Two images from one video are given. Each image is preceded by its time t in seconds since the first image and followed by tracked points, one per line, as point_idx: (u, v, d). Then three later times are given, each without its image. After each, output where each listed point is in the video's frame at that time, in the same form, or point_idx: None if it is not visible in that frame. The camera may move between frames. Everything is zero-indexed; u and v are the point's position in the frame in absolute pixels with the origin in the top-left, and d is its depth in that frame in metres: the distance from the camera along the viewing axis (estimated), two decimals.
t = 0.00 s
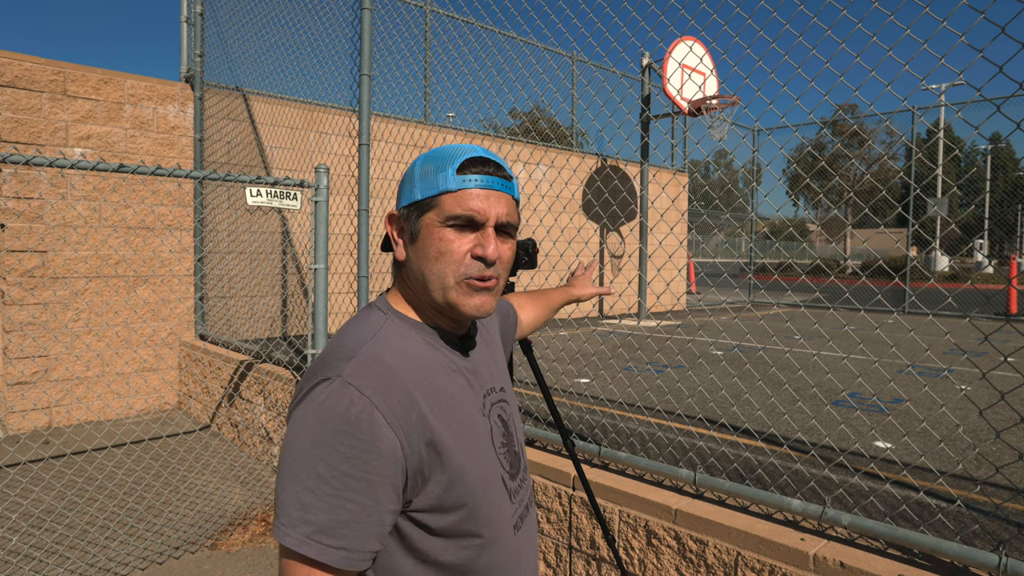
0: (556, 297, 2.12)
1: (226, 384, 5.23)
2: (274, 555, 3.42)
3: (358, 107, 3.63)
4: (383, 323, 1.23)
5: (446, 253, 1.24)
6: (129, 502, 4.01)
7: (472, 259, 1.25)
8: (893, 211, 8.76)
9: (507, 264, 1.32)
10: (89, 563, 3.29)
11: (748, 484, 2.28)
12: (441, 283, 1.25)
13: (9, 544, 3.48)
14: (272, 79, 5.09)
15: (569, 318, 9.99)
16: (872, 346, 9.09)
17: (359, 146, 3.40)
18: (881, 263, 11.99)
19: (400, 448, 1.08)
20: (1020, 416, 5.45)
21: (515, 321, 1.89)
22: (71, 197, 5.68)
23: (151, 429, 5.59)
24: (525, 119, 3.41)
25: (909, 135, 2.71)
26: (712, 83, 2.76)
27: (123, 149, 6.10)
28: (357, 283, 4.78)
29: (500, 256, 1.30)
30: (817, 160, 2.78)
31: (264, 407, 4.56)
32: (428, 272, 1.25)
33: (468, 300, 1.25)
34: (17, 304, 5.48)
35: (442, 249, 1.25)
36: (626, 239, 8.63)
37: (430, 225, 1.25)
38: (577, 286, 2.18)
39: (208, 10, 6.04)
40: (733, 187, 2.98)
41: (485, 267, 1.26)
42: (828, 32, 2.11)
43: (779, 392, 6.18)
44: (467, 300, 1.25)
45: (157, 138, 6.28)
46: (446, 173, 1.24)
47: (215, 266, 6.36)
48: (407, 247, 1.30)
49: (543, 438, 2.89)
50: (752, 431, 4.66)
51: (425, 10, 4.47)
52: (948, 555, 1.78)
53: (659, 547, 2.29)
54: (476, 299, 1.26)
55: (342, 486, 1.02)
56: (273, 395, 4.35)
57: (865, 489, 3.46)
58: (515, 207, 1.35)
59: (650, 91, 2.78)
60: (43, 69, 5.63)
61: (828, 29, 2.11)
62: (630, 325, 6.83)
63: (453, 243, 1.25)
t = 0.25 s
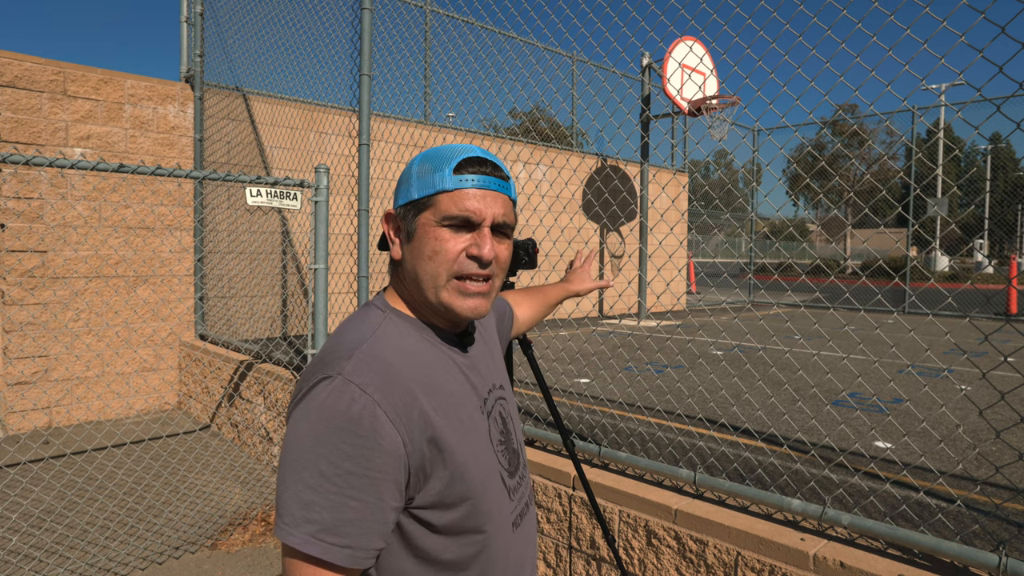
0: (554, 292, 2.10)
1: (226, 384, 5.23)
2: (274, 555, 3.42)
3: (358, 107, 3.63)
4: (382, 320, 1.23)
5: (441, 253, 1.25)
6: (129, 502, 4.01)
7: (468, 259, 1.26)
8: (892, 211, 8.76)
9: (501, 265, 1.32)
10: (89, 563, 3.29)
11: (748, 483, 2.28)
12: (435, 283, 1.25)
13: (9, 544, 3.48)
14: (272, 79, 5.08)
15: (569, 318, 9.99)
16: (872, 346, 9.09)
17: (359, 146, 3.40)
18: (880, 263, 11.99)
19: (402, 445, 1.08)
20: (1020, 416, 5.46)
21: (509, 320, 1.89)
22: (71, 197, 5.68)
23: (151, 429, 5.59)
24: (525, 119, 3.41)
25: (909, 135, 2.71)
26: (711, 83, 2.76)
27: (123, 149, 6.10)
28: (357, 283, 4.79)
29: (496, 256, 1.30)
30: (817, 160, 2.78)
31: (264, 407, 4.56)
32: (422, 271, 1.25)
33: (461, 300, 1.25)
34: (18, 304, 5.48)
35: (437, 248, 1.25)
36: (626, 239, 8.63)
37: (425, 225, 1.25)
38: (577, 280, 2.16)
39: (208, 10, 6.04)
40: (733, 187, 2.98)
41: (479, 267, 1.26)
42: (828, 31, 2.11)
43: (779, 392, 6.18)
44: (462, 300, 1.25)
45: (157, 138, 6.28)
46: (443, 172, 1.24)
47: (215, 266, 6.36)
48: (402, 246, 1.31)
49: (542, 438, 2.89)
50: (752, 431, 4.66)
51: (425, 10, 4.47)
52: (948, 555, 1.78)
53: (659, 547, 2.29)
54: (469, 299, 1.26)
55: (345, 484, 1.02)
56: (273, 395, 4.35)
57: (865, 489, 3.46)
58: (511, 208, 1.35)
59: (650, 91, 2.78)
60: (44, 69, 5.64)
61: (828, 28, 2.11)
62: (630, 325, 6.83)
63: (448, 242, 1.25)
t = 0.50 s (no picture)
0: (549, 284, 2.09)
1: (226, 384, 5.23)
2: (274, 555, 3.42)
3: (358, 107, 3.63)
4: (384, 319, 1.23)
5: (443, 253, 1.25)
6: (129, 502, 4.01)
7: (470, 259, 1.26)
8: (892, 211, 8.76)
9: (503, 265, 1.32)
10: (89, 563, 3.29)
11: (748, 484, 2.28)
12: (437, 283, 1.25)
13: (9, 544, 3.48)
14: (272, 79, 5.08)
15: (569, 318, 9.99)
16: (872, 346, 9.09)
17: (359, 146, 3.40)
18: (880, 263, 12.00)
19: (407, 442, 1.08)
20: (1020, 416, 5.46)
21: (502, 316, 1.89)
22: (71, 197, 5.68)
23: (151, 429, 5.59)
24: (525, 119, 3.41)
25: (909, 135, 2.71)
26: (712, 83, 2.76)
27: (123, 149, 6.10)
28: (357, 283, 4.79)
29: (497, 256, 1.30)
30: (817, 160, 2.78)
31: (263, 407, 4.56)
32: (424, 272, 1.25)
33: (463, 300, 1.25)
34: (17, 304, 5.48)
35: (439, 249, 1.25)
36: (626, 239, 8.63)
37: (428, 225, 1.25)
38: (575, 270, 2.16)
39: (208, 10, 6.03)
40: (733, 187, 2.98)
41: (481, 267, 1.26)
42: (828, 31, 2.11)
43: (779, 392, 6.18)
44: (465, 301, 1.25)
45: (157, 138, 6.28)
46: (445, 173, 1.24)
47: (215, 266, 6.36)
48: (404, 246, 1.30)
49: (543, 438, 2.89)
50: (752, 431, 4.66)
51: (425, 10, 4.47)
52: (948, 555, 1.78)
53: (659, 547, 2.29)
54: (471, 298, 1.26)
55: (351, 482, 1.02)
56: (273, 395, 4.35)
57: (865, 489, 3.46)
58: (513, 207, 1.35)
59: (650, 91, 2.78)
60: (44, 69, 5.64)
61: (828, 28, 2.11)
62: (630, 325, 6.83)
63: (450, 243, 1.25)
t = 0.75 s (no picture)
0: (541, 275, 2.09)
1: (226, 384, 5.23)
2: (274, 555, 3.42)
3: (358, 107, 3.63)
4: (383, 319, 1.23)
5: (440, 252, 1.24)
6: (129, 502, 4.01)
7: (468, 257, 1.25)
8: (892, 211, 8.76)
9: (502, 262, 1.32)
10: (89, 563, 3.29)
11: (748, 484, 2.28)
12: (436, 282, 1.24)
13: (9, 544, 3.48)
14: (272, 79, 5.08)
15: (569, 318, 10.00)
16: (872, 346, 9.09)
17: (359, 146, 3.40)
18: (880, 263, 12.00)
19: (408, 443, 1.08)
20: (1020, 416, 5.46)
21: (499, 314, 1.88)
22: (71, 197, 5.68)
23: (151, 429, 5.59)
24: (525, 119, 3.41)
25: (909, 135, 2.71)
26: (712, 83, 2.76)
27: (123, 149, 6.10)
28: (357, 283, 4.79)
29: (495, 254, 1.30)
30: (817, 160, 2.78)
31: (263, 407, 4.56)
32: (422, 271, 1.25)
33: (462, 298, 1.25)
34: (17, 304, 5.48)
35: (436, 247, 1.24)
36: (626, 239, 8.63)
37: (424, 225, 1.25)
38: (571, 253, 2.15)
39: (208, 10, 6.04)
40: (733, 187, 2.98)
41: (479, 264, 1.26)
42: (828, 31, 2.11)
43: (779, 392, 6.18)
44: (463, 299, 1.25)
45: (157, 138, 6.28)
46: (441, 171, 1.24)
47: (215, 266, 6.36)
48: (401, 246, 1.30)
49: (542, 438, 2.89)
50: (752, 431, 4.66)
51: (425, 10, 4.47)
52: (948, 555, 1.78)
53: (659, 547, 2.29)
54: (471, 297, 1.26)
55: (352, 484, 1.02)
56: (273, 395, 4.35)
57: (865, 489, 3.46)
58: (510, 205, 1.35)
59: (650, 91, 2.78)
60: (44, 69, 5.64)
61: (828, 29, 2.11)
62: (630, 325, 6.83)
63: (447, 241, 1.25)
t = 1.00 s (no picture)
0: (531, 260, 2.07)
1: (226, 384, 5.23)
2: (274, 555, 3.42)
3: (358, 107, 3.63)
4: (383, 318, 1.23)
5: (440, 251, 1.24)
6: (129, 502, 4.01)
7: (468, 256, 1.25)
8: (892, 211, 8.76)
9: (502, 261, 1.32)
10: (89, 563, 3.29)
11: (748, 484, 2.28)
12: (437, 282, 1.24)
13: (9, 544, 3.48)
14: (272, 79, 5.08)
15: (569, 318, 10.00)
16: (872, 346, 9.09)
17: (359, 146, 3.40)
18: (880, 263, 12.00)
19: (407, 441, 1.08)
20: (1020, 416, 5.45)
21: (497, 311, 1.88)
22: (71, 197, 5.68)
23: (151, 429, 5.59)
24: (525, 119, 3.41)
25: (909, 135, 2.71)
26: (712, 83, 2.76)
27: (123, 149, 6.10)
28: (357, 283, 4.79)
29: (494, 253, 1.30)
30: (817, 160, 2.78)
31: (263, 407, 4.56)
32: (423, 271, 1.25)
33: (462, 298, 1.25)
34: (17, 304, 5.48)
35: (436, 247, 1.24)
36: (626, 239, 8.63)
37: (424, 224, 1.25)
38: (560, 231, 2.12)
39: (208, 10, 6.04)
40: (733, 187, 2.98)
41: (480, 263, 1.26)
42: (828, 32, 2.11)
43: (779, 392, 6.18)
44: (464, 298, 1.25)
45: (157, 138, 6.28)
46: (440, 170, 1.24)
47: (215, 266, 6.36)
48: (401, 247, 1.30)
49: (542, 438, 2.89)
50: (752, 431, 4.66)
51: (425, 10, 4.47)
52: (948, 555, 1.78)
53: (659, 547, 2.29)
54: (471, 296, 1.26)
55: (351, 481, 1.02)
56: (273, 395, 4.35)
57: (865, 489, 3.46)
58: (509, 204, 1.35)
59: (650, 91, 2.78)
60: (44, 69, 5.63)
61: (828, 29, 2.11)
62: (630, 325, 6.83)
63: (447, 240, 1.25)
